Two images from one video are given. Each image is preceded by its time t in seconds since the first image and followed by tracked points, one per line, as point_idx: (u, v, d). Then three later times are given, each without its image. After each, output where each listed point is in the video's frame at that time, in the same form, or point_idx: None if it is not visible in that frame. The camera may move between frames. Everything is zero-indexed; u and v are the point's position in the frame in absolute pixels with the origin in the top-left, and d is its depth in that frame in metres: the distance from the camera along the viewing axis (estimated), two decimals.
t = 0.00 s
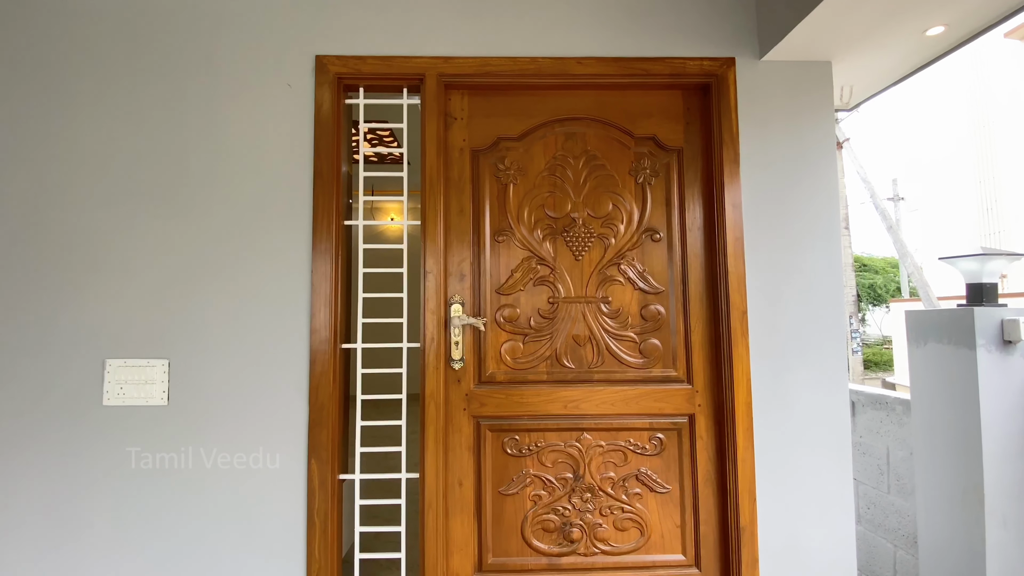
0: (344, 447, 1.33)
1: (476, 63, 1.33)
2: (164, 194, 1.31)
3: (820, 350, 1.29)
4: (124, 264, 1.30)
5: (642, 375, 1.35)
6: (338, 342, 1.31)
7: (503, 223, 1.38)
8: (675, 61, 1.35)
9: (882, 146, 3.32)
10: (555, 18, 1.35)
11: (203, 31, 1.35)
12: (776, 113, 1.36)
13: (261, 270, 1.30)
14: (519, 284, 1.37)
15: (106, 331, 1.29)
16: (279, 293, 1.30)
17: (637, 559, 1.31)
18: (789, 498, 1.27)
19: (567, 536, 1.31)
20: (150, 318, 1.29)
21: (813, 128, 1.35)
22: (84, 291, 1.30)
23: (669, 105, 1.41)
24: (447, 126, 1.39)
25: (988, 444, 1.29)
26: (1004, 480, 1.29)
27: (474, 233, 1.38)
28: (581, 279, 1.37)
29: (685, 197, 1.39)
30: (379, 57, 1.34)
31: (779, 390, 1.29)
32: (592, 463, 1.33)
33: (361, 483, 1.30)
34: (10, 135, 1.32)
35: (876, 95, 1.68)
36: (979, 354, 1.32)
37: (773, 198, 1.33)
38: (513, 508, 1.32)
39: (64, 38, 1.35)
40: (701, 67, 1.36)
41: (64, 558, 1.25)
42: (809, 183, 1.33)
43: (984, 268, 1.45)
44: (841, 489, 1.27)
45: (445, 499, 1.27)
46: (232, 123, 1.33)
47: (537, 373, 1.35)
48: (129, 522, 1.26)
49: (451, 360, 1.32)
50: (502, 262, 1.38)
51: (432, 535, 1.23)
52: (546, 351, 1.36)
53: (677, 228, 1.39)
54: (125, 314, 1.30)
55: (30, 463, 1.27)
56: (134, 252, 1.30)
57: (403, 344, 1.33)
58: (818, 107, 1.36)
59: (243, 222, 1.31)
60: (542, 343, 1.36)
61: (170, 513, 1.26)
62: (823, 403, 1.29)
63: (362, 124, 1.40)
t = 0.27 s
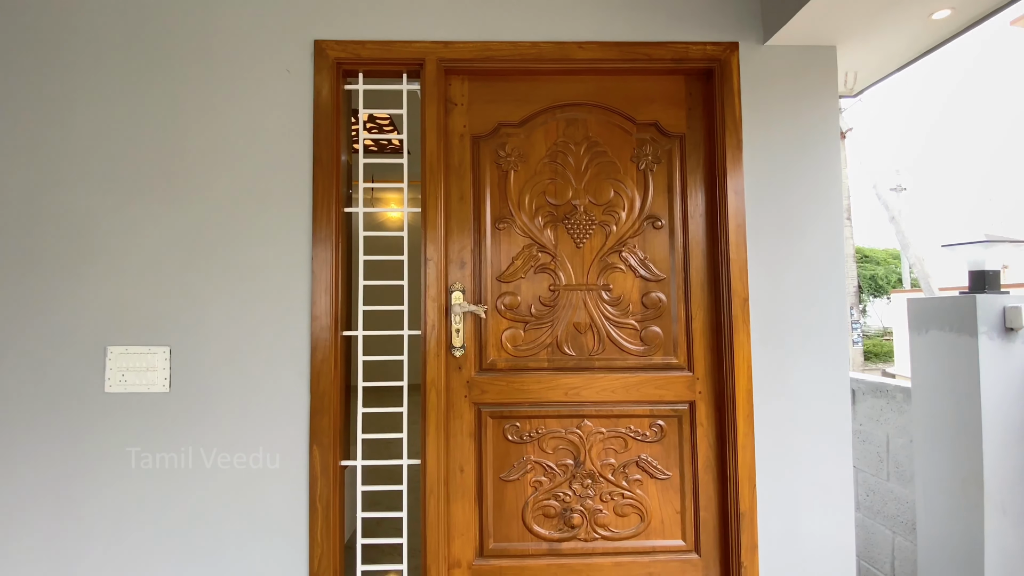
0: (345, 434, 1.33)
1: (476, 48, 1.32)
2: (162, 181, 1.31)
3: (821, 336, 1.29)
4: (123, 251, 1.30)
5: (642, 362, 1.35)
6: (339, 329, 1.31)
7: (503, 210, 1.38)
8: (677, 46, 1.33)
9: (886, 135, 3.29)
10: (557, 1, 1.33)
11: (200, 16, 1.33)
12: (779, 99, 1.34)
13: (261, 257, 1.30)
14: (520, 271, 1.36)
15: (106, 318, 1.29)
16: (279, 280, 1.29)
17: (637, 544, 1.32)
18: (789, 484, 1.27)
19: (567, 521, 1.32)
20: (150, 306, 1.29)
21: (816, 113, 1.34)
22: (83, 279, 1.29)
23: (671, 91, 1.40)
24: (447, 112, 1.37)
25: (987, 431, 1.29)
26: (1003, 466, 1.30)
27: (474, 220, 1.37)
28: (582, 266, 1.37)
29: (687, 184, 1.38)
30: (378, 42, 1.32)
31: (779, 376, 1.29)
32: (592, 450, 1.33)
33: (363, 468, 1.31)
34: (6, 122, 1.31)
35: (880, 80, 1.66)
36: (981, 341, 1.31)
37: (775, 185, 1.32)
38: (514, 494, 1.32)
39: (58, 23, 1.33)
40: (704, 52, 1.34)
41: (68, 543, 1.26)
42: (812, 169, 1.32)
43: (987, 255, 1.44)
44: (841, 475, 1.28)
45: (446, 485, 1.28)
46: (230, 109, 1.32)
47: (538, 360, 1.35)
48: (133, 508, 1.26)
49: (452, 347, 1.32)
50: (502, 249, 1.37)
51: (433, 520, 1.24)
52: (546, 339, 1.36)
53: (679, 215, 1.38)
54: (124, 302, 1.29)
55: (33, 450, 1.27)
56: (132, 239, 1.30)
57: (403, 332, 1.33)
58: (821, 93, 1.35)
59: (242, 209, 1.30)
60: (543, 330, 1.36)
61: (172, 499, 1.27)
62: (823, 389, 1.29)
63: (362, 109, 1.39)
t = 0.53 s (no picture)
0: (346, 415, 1.35)
1: (476, 27, 1.29)
2: (160, 164, 1.30)
3: (822, 319, 1.29)
4: (123, 235, 1.29)
5: (642, 345, 1.35)
6: (339, 312, 1.31)
7: (503, 193, 1.37)
8: (681, 24, 1.31)
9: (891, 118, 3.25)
10: None
11: None
12: (784, 78, 1.32)
13: (261, 241, 1.29)
14: (520, 254, 1.36)
15: (107, 301, 1.29)
16: (279, 263, 1.29)
17: (635, 523, 1.34)
18: (787, 465, 1.28)
19: (567, 501, 1.33)
20: (150, 288, 1.29)
21: (821, 94, 1.32)
22: (82, 263, 1.29)
23: (674, 71, 1.38)
24: (447, 93, 1.36)
25: (985, 414, 1.30)
26: (1000, 448, 1.31)
27: (474, 203, 1.36)
28: (582, 249, 1.36)
29: (688, 166, 1.37)
30: (376, 21, 1.30)
31: (779, 359, 1.29)
32: (591, 431, 1.34)
33: (364, 450, 1.33)
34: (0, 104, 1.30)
35: (886, 61, 1.64)
36: (981, 324, 1.31)
37: (777, 167, 1.31)
38: (514, 475, 1.34)
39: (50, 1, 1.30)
40: (707, 30, 1.32)
41: (76, 522, 1.27)
42: (815, 151, 1.31)
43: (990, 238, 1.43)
44: (838, 457, 1.29)
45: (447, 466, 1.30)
46: (227, 91, 1.30)
47: (538, 343, 1.35)
48: (139, 488, 1.28)
49: (452, 330, 1.32)
50: (503, 232, 1.36)
51: (434, 500, 1.26)
52: (546, 322, 1.36)
53: (681, 198, 1.37)
54: (125, 286, 1.29)
55: (37, 432, 1.28)
56: (132, 222, 1.29)
57: (404, 315, 1.33)
58: (827, 72, 1.32)
59: (242, 192, 1.30)
60: (543, 314, 1.36)
61: (177, 479, 1.28)
62: (822, 371, 1.29)
63: (360, 90, 1.37)
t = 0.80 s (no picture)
0: (347, 391, 1.36)
1: None
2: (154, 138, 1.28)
3: (821, 295, 1.29)
4: (119, 211, 1.28)
5: (641, 321, 1.35)
6: (338, 289, 1.31)
7: (502, 168, 1.35)
8: None
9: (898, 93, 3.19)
10: None
11: None
12: (790, 48, 1.29)
13: (258, 217, 1.28)
14: (519, 231, 1.35)
15: (105, 278, 1.28)
16: (277, 240, 1.28)
17: (632, 496, 1.36)
18: (783, 439, 1.30)
19: (565, 474, 1.35)
20: (148, 265, 1.28)
21: (827, 64, 1.29)
22: (79, 240, 1.28)
23: (677, 42, 1.34)
24: (444, 65, 1.33)
25: (981, 389, 1.31)
26: (995, 423, 1.32)
27: (473, 178, 1.34)
28: (582, 225, 1.35)
29: (690, 140, 1.35)
30: None
31: (778, 335, 1.29)
32: (590, 406, 1.36)
33: (365, 425, 1.35)
34: None
35: (895, 32, 1.60)
36: (981, 300, 1.31)
37: (781, 141, 1.29)
38: (514, 449, 1.36)
39: None
40: None
41: (82, 497, 1.29)
42: (819, 125, 1.29)
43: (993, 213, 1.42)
44: (834, 431, 1.30)
45: (447, 440, 1.31)
46: (220, 62, 1.27)
47: (537, 320, 1.36)
48: (143, 462, 1.30)
49: (452, 307, 1.32)
50: (502, 208, 1.35)
51: (435, 473, 1.28)
52: (545, 298, 1.35)
53: (682, 173, 1.35)
54: (122, 263, 1.28)
55: (39, 409, 1.29)
56: (128, 199, 1.28)
57: (403, 292, 1.33)
58: (834, 41, 1.29)
59: (238, 167, 1.28)
60: (542, 290, 1.36)
61: (180, 453, 1.29)
62: (820, 347, 1.30)
63: (356, 62, 1.34)
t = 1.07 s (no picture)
0: (346, 362, 1.37)
1: None
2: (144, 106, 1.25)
3: (821, 266, 1.28)
4: (113, 181, 1.26)
5: (640, 293, 1.35)
6: (335, 261, 1.30)
7: (501, 138, 1.32)
8: None
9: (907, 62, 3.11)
10: None
11: None
12: (798, 11, 1.24)
13: (253, 187, 1.27)
14: (518, 201, 1.33)
15: (101, 249, 1.27)
16: (272, 211, 1.27)
17: (628, 464, 1.38)
18: (778, 409, 1.31)
19: (562, 443, 1.37)
20: (143, 237, 1.27)
21: (836, 27, 1.25)
22: (72, 211, 1.27)
23: (681, 4, 1.30)
24: (440, 29, 1.28)
25: (977, 361, 1.32)
26: (989, 393, 1.33)
27: (470, 148, 1.32)
28: (581, 196, 1.33)
29: (692, 108, 1.31)
30: None
31: (776, 306, 1.29)
32: (587, 377, 1.36)
33: (365, 395, 1.36)
34: None
35: None
36: (982, 272, 1.30)
37: (785, 108, 1.26)
38: (512, 418, 1.37)
39: None
40: None
41: (88, 464, 1.31)
42: (825, 91, 1.25)
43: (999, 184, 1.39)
44: (829, 401, 1.31)
45: (446, 410, 1.33)
46: (209, 27, 1.23)
47: (536, 292, 1.35)
48: (146, 432, 1.31)
49: (450, 279, 1.32)
50: (500, 178, 1.33)
51: (434, 442, 1.30)
52: (544, 271, 1.35)
53: (684, 142, 1.33)
54: (117, 234, 1.27)
55: (41, 380, 1.29)
56: (121, 169, 1.26)
57: (400, 264, 1.32)
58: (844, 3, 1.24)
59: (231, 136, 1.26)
60: (540, 262, 1.35)
61: (182, 423, 1.31)
62: (818, 319, 1.30)
63: (348, 26, 1.30)
